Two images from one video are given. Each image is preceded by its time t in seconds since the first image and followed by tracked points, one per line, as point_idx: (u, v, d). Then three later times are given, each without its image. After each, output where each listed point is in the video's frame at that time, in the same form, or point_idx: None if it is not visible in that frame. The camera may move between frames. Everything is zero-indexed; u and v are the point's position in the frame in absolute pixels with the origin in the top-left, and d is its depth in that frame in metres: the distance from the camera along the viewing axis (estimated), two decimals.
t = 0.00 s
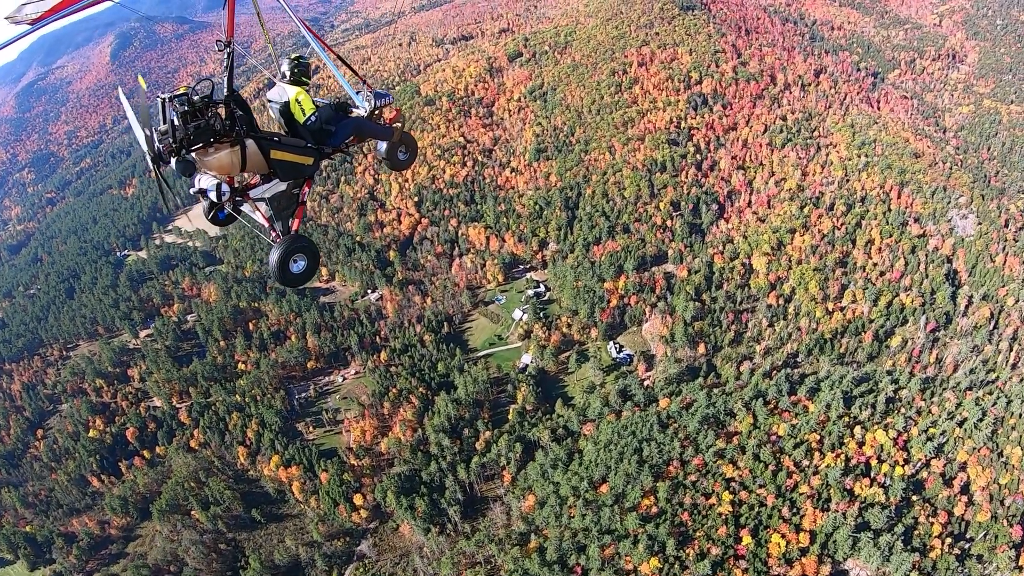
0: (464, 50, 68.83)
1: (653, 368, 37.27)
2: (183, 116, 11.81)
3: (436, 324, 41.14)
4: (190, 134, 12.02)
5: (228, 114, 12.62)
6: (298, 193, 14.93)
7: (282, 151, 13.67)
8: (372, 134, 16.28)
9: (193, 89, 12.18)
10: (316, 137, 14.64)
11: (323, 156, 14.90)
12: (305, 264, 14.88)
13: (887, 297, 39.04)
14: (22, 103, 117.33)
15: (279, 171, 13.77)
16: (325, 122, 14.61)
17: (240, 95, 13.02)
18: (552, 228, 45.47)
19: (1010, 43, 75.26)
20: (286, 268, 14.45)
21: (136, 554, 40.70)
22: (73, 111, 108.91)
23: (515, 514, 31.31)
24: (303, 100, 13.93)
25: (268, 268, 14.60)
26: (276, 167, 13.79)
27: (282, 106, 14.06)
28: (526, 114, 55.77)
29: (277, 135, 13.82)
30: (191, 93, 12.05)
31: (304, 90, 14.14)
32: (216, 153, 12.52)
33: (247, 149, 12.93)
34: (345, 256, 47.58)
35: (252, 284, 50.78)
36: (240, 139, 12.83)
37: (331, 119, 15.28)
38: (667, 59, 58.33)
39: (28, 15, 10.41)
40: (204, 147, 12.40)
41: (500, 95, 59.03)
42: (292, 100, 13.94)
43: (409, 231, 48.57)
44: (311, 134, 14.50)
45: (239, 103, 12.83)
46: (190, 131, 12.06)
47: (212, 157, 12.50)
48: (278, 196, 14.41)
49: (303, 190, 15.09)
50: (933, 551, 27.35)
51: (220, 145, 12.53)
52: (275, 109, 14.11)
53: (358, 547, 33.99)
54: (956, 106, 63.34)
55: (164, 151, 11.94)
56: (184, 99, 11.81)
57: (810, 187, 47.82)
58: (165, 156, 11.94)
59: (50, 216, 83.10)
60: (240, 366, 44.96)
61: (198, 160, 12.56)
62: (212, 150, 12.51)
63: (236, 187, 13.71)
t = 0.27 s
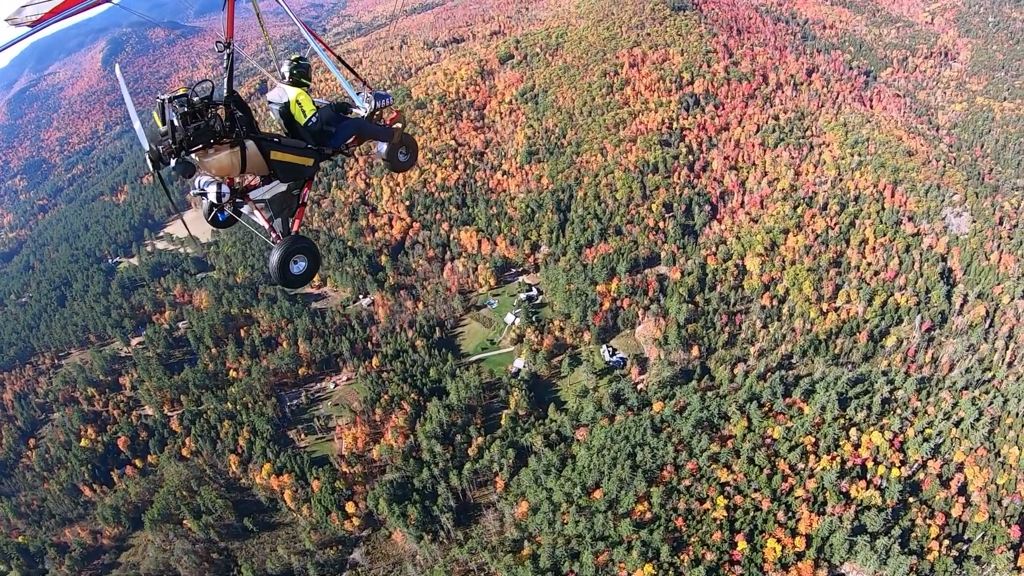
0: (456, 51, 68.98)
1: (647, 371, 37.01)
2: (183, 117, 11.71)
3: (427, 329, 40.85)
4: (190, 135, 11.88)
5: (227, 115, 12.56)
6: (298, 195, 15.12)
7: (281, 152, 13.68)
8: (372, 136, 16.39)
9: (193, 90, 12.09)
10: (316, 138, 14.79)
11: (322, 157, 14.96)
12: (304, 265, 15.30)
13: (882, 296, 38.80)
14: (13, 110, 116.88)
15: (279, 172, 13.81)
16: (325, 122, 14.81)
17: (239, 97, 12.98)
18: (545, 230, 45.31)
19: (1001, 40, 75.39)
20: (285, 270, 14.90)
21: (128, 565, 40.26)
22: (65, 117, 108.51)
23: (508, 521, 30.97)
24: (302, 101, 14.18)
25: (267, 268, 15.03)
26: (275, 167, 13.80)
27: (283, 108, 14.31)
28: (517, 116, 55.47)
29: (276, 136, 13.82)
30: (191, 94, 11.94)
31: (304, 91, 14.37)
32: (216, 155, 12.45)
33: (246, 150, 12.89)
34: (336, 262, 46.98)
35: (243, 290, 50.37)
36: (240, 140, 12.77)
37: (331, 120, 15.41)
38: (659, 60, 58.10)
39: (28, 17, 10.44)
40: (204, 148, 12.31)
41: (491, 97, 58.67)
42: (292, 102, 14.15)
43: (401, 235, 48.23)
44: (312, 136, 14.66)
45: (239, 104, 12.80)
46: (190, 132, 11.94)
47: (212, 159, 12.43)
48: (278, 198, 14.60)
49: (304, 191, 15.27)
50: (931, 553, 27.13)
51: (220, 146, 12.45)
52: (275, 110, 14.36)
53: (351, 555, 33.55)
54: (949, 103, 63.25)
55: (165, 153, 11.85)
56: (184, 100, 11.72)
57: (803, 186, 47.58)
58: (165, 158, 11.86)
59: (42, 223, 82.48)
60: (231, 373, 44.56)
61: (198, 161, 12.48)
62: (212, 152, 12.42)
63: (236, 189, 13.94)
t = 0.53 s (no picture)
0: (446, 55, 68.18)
1: (639, 374, 36.75)
2: (181, 117, 11.07)
3: (418, 333, 40.56)
4: (188, 136, 11.27)
5: (226, 116, 11.99)
6: (296, 195, 14.48)
7: (281, 154, 13.10)
8: (372, 137, 15.81)
9: (190, 89, 11.49)
10: (315, 140, 14.18)
11: (321, 158, 14.36)
12: (303, 267, 14.45)
13: (875, 297, 38.59)
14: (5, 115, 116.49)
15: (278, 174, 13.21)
16: (325, 125, 14.20)
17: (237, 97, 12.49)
18: (536, 233, 44.97)
19: (993, 39, 75.54)
20: (283, 272, 14.03)
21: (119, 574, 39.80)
22: (57, 122, 108.30)
23: (500, 527, 30.59)
24: (302, 104, 13.52)
25: (265, 271, 14.18)
26: (274, 170, 13.21)
27: (281, 109, 13.62)
28: (508, 118, 55.20)
29: (275, 137, 13.22)
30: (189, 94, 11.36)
31: (303, 93, 13.70)
32: (214, 156, 11.84)
33: (245, 152, 12.31)
34: (327, 266, 46.60)
35: (233, 295, 49.93)
36: (238, 141, 12.19)
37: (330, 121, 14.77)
38: (650, 61, 57.93)
39: (27, 17, 10.17)
40: (202, 149, 11.68)
41: (482, 99, 58.34)
42: (290, 103, 13.50)
43: (392, 239, 47.70)
44: (310, 137, 14.05)
45: (235, 104, 12.29)
46: (188, 133, 11.33)
47: (210, 160, 11.80)
48: (277, 198, 13.96)
49: (301, 193, 14.66)
50: (927, 556, 26.83)
51: (218, 148, 11.83)
52: (274, 112, 13.68)
53: (342, 563, 33.19)
54: (942, 102, 63.23)
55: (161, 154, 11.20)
56: (183, 100, 11.12)
57: (795, 186, 47.40)
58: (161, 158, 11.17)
59: (33, 229, 81.82)
60: (222, 379, 44.15)
61: (195, 162, 11.83)
62: (210, 153, 11.80)
63: (234, 190, 13.29)
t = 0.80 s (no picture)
0: (438, 55, 68.05)
1: (631, 377, 36.47)
2: (180, 118, 11.91)
3: (409, 337, 40.25)
4: (187, 137, 12.11)
5: (226, 117, 12.80)
6: (295, 197, 15.29)
7: (279, 154, 13.89)
8: (372, 138, 16.32)
9: (190, 92, 12.35)
10: (315, 141, 14.78)
11: (320, 159, 15.03)
12: (301, 267, 15.13)
13: (869, 296, 38.40)
14: None
15: (276, 174, 14.00)
16: (324, 126, 14.71)
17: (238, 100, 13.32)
18: (527, 235, 44.66)
19: (985, 36, 75.57)
20: (282, 271, 14.69)
21: None
22: (48, 126, 108.03)
23: (492, 533, 30.25)
24: (301, 106, 14.03)
25: (264, 271, 14.85)
26: (272, 170, 14.02)
27: (280, 110, 14.14)
28: (499, 119, 54.85)
29: (275, 138, 14.01)
30: (190, 97, 12.24)
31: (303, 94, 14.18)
32: (213, 156, 12.69)
33: (244, 152, 13.12)
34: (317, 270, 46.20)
35: (223, 300, 49.49)
36: (237, 142, 13.00)
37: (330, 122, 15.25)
38: (641, 60, 57.67)
39: (26, 18, 10.15)
40: (201, 150, 12.53)
41: (473, 100, 57.95)
42: (290, 104, 13.98)
43: (383, 242, 47.54)
44: (309, 139, 14.64)
45: (236, 107, 13.12)
46: (188, 133, 12.16)
47: (209, 160, 12.66)
48: (275, 200, 14.80)
49: (300, 194, 15.40)
50: (923, 558, 26.58)
51: (217, 149, 12.68)
52: (273, 113, 14.18)
53: (334, 570, 32.91)
54: (934, 100, 63.17)
55: (161, 154, 12.06)
56: (182, 102, 11.98)
57: (788, 186, 47.16)
58: (161, 158, 12.05)
59: (24, 234, 81.03)
60: (212, 385, 43.75)
61: (196, 163, 12.70)
62: (209, 153, 12.66)
63: (234, 191, 14.09)
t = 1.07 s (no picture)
0: (428, 56, 67.72)
1: (623, 379, 36.21)
2: (179, 119, 12.75)
3: (400, 339, 39.97)
4: (187, 137, 12.96)
5: (224, 118, 13.61)
6: (294, 197, 16.08)
7: (278, 155, 14.71)
8: (369, 137, 17.26)
9: (189, 94, 13.19)
10: (313, 141, 15.66)
11: (318, 159, 15.86)
12: (301, 266, 15.96)
13: (862, 295, 38.20)
14: None
15: (274, 173, 14.85)
16: (323, 126, 15.65)
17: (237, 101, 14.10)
18: (517, 236, 44.34)
19: (977, 34, 75.66)
20: (281, 270, 15.52)
21: None
22: (39, 129, 106.73)
23: (482, 538, 29.88)
24: (300, 106, 14.99)
25: (265, 270, 15.72)
26: (271, 170, 14.86)
27: (279, 110, 15.09)
28: (490, 120, 54.47)
29: (274, 139, 14.85)
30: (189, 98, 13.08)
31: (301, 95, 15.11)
32: (212, 156, 13.55)
33: (242, 152, 13.94)
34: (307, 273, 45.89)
35: (213, 303, 49.07)
36: (235, 142, 13.83)
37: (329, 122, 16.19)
38: (632, 60, 57.40)
39: (25, 19, 10.82)
40: (201, 150, 13.40)
41: (464, 101, 57.56)
42: (288, 104, 14.96)
43: (373, 244, 47.07)
44: (308, 139, 15.55)
45: (235, 109, 13.91)
46: (187, 134, 13.01)
47: (208, 160, 13.53)
48: (274, 199, 15.56)
49: (299, 194, 16.23)
50: (918, 561, 26.37)
51: (216, 149, 13.54)
52: (273, 113, 15.12)
53: None
54: (926, 98, 63.12)
55: (162, 155, 13.00)
56: (180, 104, 12.81)
57: (780, 185, 46.98)
58: (162, 158, 12.96)
59: (14, 238, 79.83)
60: (202, 390, 43.34)
61: (196, 162, 13.59)
62: (209, 153, 13.52)
63: (233, 191, 14.95)
